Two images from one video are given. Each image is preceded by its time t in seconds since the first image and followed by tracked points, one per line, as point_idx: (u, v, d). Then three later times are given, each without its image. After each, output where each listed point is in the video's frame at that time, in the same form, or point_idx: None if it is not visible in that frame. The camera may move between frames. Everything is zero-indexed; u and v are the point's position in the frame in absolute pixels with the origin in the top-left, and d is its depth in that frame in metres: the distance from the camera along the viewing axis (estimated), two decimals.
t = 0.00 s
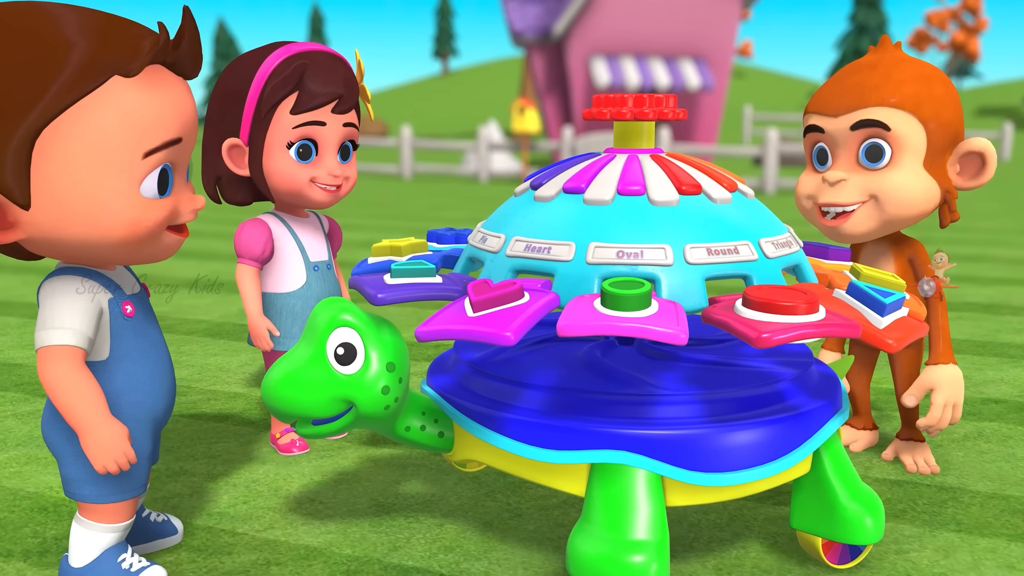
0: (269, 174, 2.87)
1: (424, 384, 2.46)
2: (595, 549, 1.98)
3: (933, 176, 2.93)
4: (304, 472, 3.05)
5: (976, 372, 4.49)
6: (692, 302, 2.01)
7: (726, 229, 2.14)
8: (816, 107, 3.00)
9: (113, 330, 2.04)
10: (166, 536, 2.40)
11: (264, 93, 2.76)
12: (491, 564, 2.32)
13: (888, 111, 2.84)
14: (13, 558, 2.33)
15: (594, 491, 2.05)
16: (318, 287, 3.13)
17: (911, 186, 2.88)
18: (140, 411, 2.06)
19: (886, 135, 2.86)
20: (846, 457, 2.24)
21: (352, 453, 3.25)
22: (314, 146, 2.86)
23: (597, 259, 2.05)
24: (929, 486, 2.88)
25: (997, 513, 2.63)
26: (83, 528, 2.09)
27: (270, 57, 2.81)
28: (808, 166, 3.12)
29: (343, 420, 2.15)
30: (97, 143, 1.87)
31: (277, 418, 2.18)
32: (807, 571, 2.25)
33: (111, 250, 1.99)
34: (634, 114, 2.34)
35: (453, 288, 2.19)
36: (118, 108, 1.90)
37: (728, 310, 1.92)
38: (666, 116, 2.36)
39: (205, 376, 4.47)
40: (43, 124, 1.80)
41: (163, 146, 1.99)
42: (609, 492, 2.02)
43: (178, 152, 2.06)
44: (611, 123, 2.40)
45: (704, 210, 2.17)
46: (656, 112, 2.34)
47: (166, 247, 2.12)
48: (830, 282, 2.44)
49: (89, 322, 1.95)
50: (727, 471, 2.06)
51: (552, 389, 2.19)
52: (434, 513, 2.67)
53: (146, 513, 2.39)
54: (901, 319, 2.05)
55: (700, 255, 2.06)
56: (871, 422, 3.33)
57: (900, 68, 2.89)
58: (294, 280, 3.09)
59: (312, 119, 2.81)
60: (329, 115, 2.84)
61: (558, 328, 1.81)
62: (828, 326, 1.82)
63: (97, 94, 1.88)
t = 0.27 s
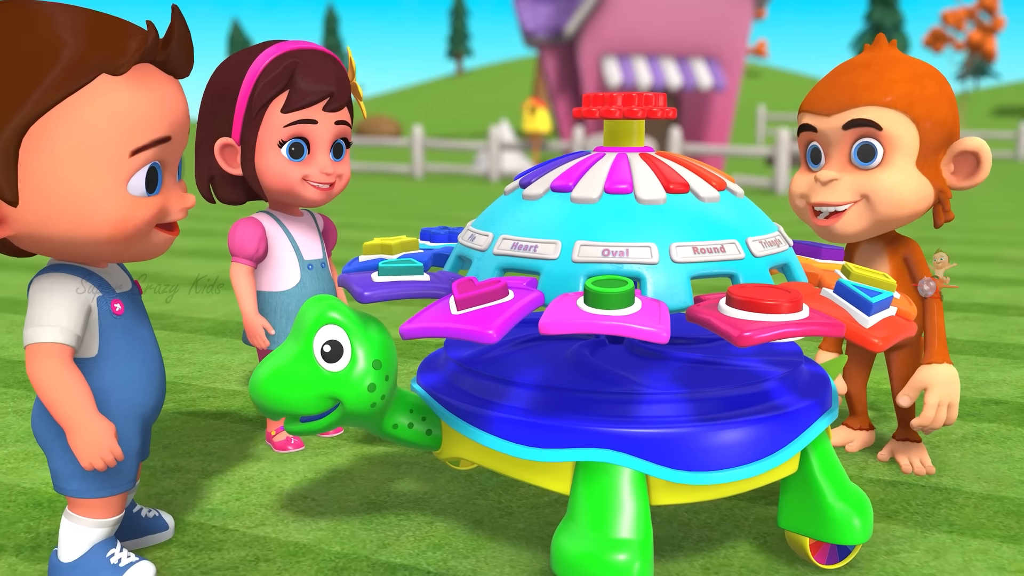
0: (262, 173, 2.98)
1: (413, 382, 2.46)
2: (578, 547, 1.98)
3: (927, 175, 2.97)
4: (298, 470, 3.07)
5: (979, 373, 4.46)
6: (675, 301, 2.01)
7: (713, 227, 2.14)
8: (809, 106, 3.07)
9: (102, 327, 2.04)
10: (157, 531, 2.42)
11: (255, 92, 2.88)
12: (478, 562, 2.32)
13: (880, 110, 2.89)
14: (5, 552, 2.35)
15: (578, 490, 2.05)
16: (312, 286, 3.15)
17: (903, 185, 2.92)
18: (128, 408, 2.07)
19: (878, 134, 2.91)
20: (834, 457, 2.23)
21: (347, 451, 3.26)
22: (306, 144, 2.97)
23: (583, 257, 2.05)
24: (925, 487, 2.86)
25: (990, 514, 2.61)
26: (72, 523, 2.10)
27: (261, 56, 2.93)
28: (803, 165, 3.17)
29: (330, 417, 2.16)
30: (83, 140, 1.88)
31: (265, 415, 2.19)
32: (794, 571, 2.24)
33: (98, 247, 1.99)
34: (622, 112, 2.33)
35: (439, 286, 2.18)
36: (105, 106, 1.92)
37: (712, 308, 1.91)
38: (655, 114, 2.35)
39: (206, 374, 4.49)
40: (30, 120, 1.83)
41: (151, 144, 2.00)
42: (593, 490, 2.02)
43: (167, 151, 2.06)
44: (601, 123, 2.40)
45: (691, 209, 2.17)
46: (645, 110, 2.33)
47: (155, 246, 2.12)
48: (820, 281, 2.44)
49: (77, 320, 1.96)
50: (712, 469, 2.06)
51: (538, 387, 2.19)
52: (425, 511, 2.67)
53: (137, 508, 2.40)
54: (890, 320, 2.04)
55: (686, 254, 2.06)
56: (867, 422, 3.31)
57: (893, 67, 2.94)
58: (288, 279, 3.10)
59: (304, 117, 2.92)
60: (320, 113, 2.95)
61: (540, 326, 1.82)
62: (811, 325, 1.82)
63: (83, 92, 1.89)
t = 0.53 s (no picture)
0: (254, 173, 3.05)
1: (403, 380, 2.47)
2: (562, 545, 1.98)
3: (921, 175, 2.99)
4: (292, 467, 3.09)
5: (981, 374, 4.43)
6: (661, 300, 2.01)
7: (700, 225, 2.14)
8: (805, 104, 3.08)
9: (91, 325, 2.06)
10: (148, 527, 2.43)
11: (248, 91, 2.95)
12: (466, 559, 2.32)
13: (874, 109, 2.92)
14: None
15: (563, 488, 2.05)
16: (307, 283, 3.19)
17: (896, 185, 2.94)
18: (116, 405, 2.09)
19: (871, 134, 2.93)
20: (822, 456, 2.22)
21: (342, 449, 3.27)
22: (299, 144, 3.05)
23: (569, 255, 2.05)
24: (919, 487, 2.84)
25: (984, 515, 2.59)
26: (61, 518, 2.11)
27: (254, 55, 3.00)
28: (797, 164, 3.18)
29: (317, 415, 2.17)
30: (68, 137, 1.91)
31: (254, 412, 2.20)
32: (782, 571, 2.23)
33: (85, 244, 2.02)
34: (611, 111, 2.33)
35: (426, 285, 2.19)
36: (91, 103, 1.94)
37: (696, 307, 1.91)
38: (644, 113, 2.35)
39: (207, 372, 4.51)
40: (16, 116, 1.87)
41: (138, 141, 2.03)
42: (578, 489, 2.02)
43: (155, 148, 2.09)
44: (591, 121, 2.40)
45: (678, 208, 2.16)
46: (634, 109, 2.33)
47: (144, 243, 2.14)
48: (810, 281, 2.44)
49: (64, 317, 1.98)
50: (697, 468, 2.05)
51: (525, 385, 2.19)
52: (416, 509, 2.68)
53: (129, 504, 2.42)
54: (878, 319, 2.03)
55: (671, 252, 2.06)
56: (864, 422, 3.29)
57: (888, 66, 2.97)
58: (282, 278, 3.15)
59: (295, 117, 2.99)
60: (312, 113, 3.04)
61: (522, 323, 1.82)
62: (794, 323, 1.81)
63: (69, 89, 1.92)
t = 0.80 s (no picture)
0: (249, 173, 3.08)
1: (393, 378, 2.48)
2: (546, 543, 1.98)
3: (915, 174, 3.00)
4: (287, 464, 3.10)
5: (983, 374, 4.40)
6: (646, 299, 2.01)
7: (687, 224, 2.14)
8: (800, 103, 3.11)
9: (79, 321, 2.08)
10: (140, 523, 2.45)
11: (242, 92, 2.98)
12: (454, 556, 2.33)
13: (868, 108, 2.93)
14: None
15: (548, 486, 2.05)
16: (301, 282, 3.25)
17: (889, 184, 2.95)
18: (105, 401, 2.10)
19: (865, 133, 2.94)
20: (810, 456, 2.21)
21: (337, 446, 3.29)
22: (293, 145, 3.08)
23: (554, 254, 2.05)
24: (912, 488, 2.82)
25: (976, 516, 2.57)
26: (51, 513, 2.13)
27: (249, 56, 3.02)
28: (793, 163, 3.20)
29: (305, 411, 2.18)
30: (55, 134, 1.93)
31: (242, 409, 2.21)
32: (769, 571, 2.23)
33: (73, 241, 2.04)
34: (600, 110, 2.33)
35: (414, 283, 2.20)
36: (77, 101, 1.97)
37: (679, 306, 1.90)
38: (633, 112, 2.35)
39: (208, 370, 4.54)
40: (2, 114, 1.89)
41: (124, 139, 2.05)
42: (562, 487, 2.02)
43: (142, 145, 2.11)
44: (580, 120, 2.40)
45: (665, 206, 2.16)
46: (622, 108, 2.34)
47: (131, 240, 2.16)
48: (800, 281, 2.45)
49: (52, 314, 2.00)
50: (682, 467, 2.05)
51: (512, 383, 2.20)
52: (407, 506, 2.69)
53: (121, 500, 2.43)
54: (865, 318, 2.03)
55: (657, 250, 2.05)
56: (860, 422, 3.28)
57: (883, 65, 2.98)
58: (277, 276, 3.20)
59: (291, 118, 3.02)
60: (308, 114, 3.06)
61: (504, 321, 1.83)
62: (776, 322, 1.80)
63: (56, 87, 1.95)
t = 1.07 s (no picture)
0: (245, 175, 3.10)
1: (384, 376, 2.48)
2: (530, 541, 1.98)
3: (910, 173, 3.00)
4: (282, 461, 3.12)
5: (984, 374, 4.37)
6: (630, 297, 2.01)
7: (675, 222, 2.13)
8: (794, 102, 3.12)
9: (69, 318, 2.10)
10: (132, 518, 2.47)
11: (240, 93, 2.99)
12: (442, 554, 2.34)
13: (862, 107, 2.93)
14: None
15: (533, 483, 2.05)
16: (296, 281, 3.30)
17: (883, 184, 2.95)
18: (94, 397, 2.12)
19: (859, 132, 2.94)
20: (798, 456, 2.21)
21: (333, 444, 3.30)
22: (289, 146, 3.10)
23: (539, 252, 2.05)
24: (906, 488, 2.80)
25: (969, 516, 2.56)
26: (41, 507, 2.16)
27: (247, 56, 3.03)
28: (789, 162, 3.22)
29: (293, 408, 2.20)
30: (45, 132, 1.96)
31: (231, 405, 2.23)
32: (756, 570, 2.22)
33: (63, 238, 2.06)
34: (589, 108, 2.34)
35: (401, 280, 2.21)
36: (66, 98, 1.99)
37: (663, 304, 1.90)
38: (623, 110, 2.35)
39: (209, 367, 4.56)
40: None
41: (114, 137, 2.07)
42: (547, 485, 2.03)
43: (132, 143, 2.13)
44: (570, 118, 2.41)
45: (652, 204, 2.16)
46: (611, 106, 2.34)
47: (120, 238, 2.18)
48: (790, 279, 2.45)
49: (41, 310, 2.02)
50: (667, 466, 2.05)
51: (498, 381, 2.20)
52: (398, 503, 2.70)
53: (113, 495, 2.46)
54: (852, 317, 2.02)
55: (642, 249, 2.05)
56: (856, 422, 3.26)
57: (878, 63, 2.98)
58: (272, 275, 3.26)
59: (287, 120, 3.04)
60: (304, 116, 3.08)
61: (487, 319, 1.83)
62: (758, 321, 1.80)
63: (45, 85, 1.97)
